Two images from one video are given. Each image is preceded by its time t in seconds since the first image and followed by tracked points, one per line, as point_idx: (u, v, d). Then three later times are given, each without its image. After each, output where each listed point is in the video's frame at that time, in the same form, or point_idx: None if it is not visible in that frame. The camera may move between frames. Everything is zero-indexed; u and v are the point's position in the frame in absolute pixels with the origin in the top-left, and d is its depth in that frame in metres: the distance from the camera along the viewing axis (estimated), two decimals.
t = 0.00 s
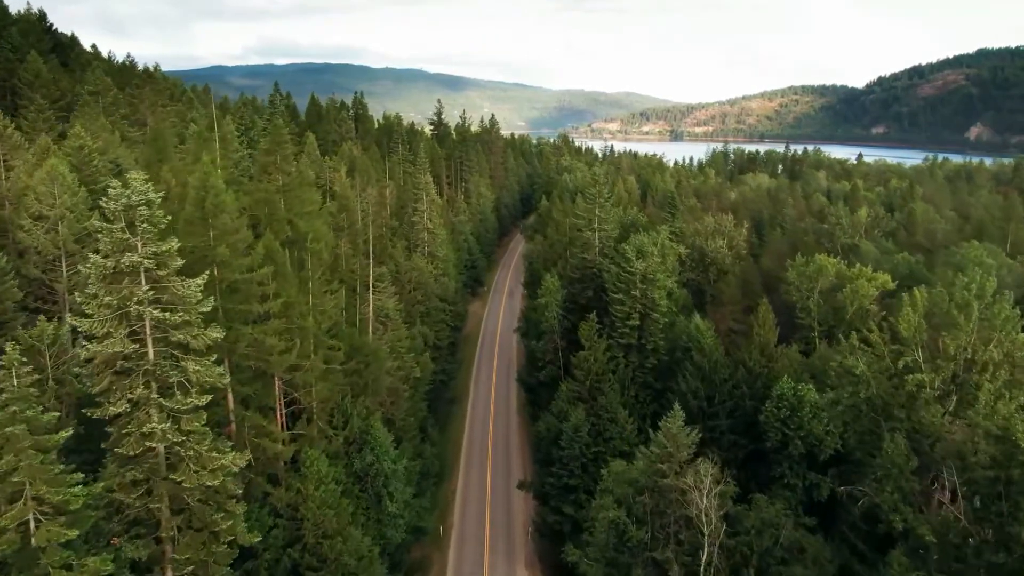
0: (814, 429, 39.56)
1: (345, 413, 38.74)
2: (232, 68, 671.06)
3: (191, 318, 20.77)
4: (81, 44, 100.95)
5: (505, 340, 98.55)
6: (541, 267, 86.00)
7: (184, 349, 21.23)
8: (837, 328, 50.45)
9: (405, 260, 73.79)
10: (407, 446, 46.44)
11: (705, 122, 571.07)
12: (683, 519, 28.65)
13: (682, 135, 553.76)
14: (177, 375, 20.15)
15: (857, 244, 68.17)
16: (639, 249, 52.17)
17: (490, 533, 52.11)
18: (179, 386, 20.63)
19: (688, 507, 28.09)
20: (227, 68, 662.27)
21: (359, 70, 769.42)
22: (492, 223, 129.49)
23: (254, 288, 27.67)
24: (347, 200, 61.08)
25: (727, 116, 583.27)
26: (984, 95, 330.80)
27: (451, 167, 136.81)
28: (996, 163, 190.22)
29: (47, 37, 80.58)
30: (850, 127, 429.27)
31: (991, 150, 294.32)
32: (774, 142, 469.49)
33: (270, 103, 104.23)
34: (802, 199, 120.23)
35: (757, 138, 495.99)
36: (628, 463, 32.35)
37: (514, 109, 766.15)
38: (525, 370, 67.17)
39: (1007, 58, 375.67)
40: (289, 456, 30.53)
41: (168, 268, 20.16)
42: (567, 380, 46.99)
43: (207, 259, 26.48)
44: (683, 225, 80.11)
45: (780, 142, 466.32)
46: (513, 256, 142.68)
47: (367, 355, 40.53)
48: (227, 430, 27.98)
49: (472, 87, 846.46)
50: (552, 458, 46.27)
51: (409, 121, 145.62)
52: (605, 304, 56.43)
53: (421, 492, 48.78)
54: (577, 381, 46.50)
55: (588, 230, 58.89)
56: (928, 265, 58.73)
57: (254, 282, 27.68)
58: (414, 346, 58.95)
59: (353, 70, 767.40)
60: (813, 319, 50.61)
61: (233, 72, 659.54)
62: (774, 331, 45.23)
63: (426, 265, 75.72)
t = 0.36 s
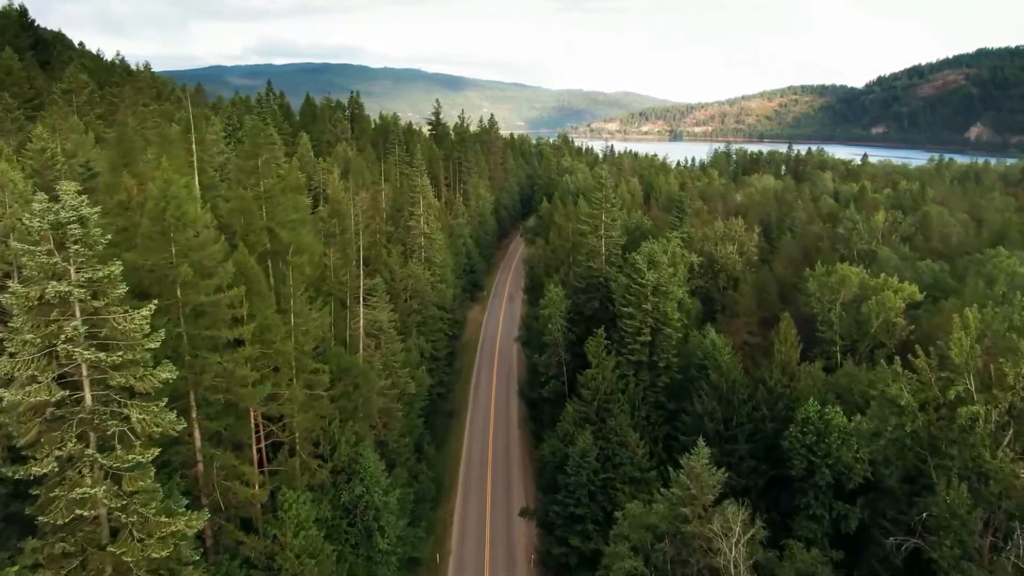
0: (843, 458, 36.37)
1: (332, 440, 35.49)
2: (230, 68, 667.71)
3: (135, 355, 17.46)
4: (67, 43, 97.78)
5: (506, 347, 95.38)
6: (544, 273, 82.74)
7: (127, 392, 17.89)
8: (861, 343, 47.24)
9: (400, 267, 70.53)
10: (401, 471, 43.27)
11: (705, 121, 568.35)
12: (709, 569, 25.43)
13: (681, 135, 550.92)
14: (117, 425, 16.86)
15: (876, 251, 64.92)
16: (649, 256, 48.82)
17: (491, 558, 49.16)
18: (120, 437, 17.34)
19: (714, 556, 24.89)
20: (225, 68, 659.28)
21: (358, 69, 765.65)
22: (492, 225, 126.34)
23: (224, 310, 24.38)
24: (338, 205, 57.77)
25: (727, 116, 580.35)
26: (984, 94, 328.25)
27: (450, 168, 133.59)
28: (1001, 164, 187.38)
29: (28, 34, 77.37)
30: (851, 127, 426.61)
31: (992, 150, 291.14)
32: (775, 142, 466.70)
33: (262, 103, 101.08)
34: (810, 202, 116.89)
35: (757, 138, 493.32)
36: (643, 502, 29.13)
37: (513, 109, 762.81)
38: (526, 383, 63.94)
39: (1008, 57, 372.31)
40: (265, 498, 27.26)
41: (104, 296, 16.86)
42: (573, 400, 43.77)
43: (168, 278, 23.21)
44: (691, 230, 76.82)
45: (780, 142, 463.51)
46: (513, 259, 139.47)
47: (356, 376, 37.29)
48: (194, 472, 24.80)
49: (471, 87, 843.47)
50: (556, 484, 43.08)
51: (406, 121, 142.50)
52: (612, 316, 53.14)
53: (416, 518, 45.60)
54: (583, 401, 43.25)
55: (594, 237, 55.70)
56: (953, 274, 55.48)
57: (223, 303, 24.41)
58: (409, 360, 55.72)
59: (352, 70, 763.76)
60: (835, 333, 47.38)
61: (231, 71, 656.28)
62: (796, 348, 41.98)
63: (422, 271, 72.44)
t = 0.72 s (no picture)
0: (873, 487, 33.52)
1: (319, 469, 32.65)
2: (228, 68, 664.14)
3: (65, 404, 14.50)
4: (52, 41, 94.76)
5: (506, 355, 92.76)
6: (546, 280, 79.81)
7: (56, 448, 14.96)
8: (885, 357, 44.42)
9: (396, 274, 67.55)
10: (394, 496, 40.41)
11: (704, 121, 565.71)
12: None
13: (681, 135, 548.30)
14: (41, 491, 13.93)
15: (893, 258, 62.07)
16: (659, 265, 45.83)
17: None
18: (48, 503, 14.40)
19: None
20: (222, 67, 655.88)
21: (357, 69, 762.20)
22: (491, 227, 123.44)
23: (189, 337, 21.54)
24: (329, 210, 54.75)
25: (727, 116, 577.67)
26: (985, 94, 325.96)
27: (449, 169, 130.61)
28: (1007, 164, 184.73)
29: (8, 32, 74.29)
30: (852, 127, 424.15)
31: (991, 150, 288.67)
32: (775, 142, 464.12)
33: (254, 103, 98.06)
34: (818, 204, 113.94)
35: (756, 138, 490.77)
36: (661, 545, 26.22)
37: (512, 109, 759.52)
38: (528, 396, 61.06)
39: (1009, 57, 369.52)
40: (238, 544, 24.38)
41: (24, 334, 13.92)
42: (579, 420, 40.80)
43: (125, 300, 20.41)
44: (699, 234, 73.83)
45: (781, 142, 460.89)
46: (513, 262, 136.68)
47: (346, 399, 34.25)
48: (155, 519, 21.98)
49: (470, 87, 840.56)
50: (561, 511, 40.20)
51: (403, 121, 139.52)
52: (619, 328, 50.10)
53: (411, 546, 42.74)
54: (590, 422, 40.28)
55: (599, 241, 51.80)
56: (978, 282, 52.65)
57: (188, 329, 21.53)
58: (404, 374, 52.78)
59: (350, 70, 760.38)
60: (857, 347, 44.56)
61: (229, 71, 653.08)
62: (819, 366, 38.96)
63: (419, 277, 69.45)
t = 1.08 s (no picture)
0: (914, 526, 30.34)
1: (300, 509, 29.33)
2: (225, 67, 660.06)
3: None
4: (33, 40, 91.08)
5: (506, 363, 89.49)
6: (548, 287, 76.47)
7: None
8: (915, 376, 41.15)
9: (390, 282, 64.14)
10: (386, 529, 37.10)
11: (704, 121, 562.77)
12: None
13: (680, 135, 544.73)
14: None
15: (915, 266, 58.85)
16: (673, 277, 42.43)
17: None
18: None
19: None
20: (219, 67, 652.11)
21: (356, 68, 758.93)
22: (490, 230, 120.18)
23: (136, 378, 18.21)
24: (318, 217, 51.35)
25: (727, 116, 574.64)
26: (984, 94, 323.77)
27: (447, 170, 127.33)
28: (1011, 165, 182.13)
29: None
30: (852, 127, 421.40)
31: (991, 150, 286.39)
32: (775, 142, 461.04)
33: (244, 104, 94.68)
34: (826, 207, 110.76)
35: (756, 138, 488.03)
36: None
37: (511, 109, 756.34)
38: (530, 412, 57.88)
39: (1010, 57, 366.94)
40: None
41: None
42: (587, 447, 37.43)
43: (56, 337, 17.08)
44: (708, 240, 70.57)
45: (781, 142, 457.88)
46: (513, 265, 133.48)
47: (332, 430, 30.90)
48: None
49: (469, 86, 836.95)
50: (569, 546, 36.85)
51: (400, 121, 136.15)
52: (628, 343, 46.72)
53: None
54: (601, 449, 36.83)
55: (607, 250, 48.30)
56: (1007, 292, 49.57)
57: (133, 369, 18.09)
58: (398, 391, 49.42)
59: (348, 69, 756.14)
60: (885, 366, 41.28)
61: (227, 71, 650.11)
62: (849, 390, 35.64)
63: (415, 285, 66.10)
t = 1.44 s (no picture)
0: None
1: (275, 557, 25.96)
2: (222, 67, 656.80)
3: None
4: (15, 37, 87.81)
5: (506, 372, 86.15)
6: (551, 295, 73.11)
7: None
8: (952, 398, 37.73)
9: (384, 292, 60.76)
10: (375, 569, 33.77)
11: (703, 121, 559.94)
12: None
13: (679, 135, 541.58)
14: None
15: (940, 275, 55.47)
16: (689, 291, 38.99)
17: None
18: None
19: None
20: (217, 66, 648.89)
21: (355, 68, 755.61)
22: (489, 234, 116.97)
23: (59, 439, 15.70)
24: (306, 224, 47.92)
25: (726, 116, 571.75)
26: (984, 94, 321.30)
27: (445, 172, 124.09)
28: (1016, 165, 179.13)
29: None
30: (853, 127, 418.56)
31: (992, 150, 283.51)
32: (775, 142, 458.05)
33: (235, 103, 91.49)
34: (835, 210, 107.36)
35: (755, 138, 485.24)
36: None
37: (510, 109, 753.13)
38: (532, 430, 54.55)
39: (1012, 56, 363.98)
40: None
41: None
42: (596, 478, 34.06)
43: None
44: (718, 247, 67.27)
45: (781, 142, 454.93)
46: (513, 269, 130.22)
47: (313, 467, 27.53)
48: None
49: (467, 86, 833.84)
50: None
51: (397, 121, 133.01)
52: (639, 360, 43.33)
53: None
54: (611, 481, 33.47)
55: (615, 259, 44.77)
56: None
57: (56, 432, 15.54)
58: (391, 411, 46.05)
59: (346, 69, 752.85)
60: (919, 387, 37.88)
61: (224, 71, 646.84)
62: (886, 417, 32.26)
63: (411, 294, 62.82)
